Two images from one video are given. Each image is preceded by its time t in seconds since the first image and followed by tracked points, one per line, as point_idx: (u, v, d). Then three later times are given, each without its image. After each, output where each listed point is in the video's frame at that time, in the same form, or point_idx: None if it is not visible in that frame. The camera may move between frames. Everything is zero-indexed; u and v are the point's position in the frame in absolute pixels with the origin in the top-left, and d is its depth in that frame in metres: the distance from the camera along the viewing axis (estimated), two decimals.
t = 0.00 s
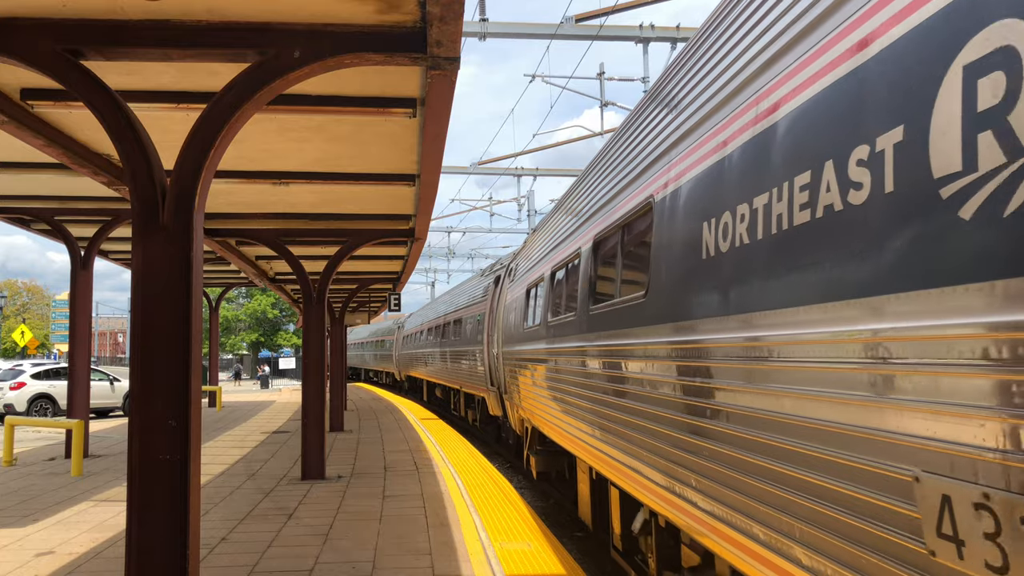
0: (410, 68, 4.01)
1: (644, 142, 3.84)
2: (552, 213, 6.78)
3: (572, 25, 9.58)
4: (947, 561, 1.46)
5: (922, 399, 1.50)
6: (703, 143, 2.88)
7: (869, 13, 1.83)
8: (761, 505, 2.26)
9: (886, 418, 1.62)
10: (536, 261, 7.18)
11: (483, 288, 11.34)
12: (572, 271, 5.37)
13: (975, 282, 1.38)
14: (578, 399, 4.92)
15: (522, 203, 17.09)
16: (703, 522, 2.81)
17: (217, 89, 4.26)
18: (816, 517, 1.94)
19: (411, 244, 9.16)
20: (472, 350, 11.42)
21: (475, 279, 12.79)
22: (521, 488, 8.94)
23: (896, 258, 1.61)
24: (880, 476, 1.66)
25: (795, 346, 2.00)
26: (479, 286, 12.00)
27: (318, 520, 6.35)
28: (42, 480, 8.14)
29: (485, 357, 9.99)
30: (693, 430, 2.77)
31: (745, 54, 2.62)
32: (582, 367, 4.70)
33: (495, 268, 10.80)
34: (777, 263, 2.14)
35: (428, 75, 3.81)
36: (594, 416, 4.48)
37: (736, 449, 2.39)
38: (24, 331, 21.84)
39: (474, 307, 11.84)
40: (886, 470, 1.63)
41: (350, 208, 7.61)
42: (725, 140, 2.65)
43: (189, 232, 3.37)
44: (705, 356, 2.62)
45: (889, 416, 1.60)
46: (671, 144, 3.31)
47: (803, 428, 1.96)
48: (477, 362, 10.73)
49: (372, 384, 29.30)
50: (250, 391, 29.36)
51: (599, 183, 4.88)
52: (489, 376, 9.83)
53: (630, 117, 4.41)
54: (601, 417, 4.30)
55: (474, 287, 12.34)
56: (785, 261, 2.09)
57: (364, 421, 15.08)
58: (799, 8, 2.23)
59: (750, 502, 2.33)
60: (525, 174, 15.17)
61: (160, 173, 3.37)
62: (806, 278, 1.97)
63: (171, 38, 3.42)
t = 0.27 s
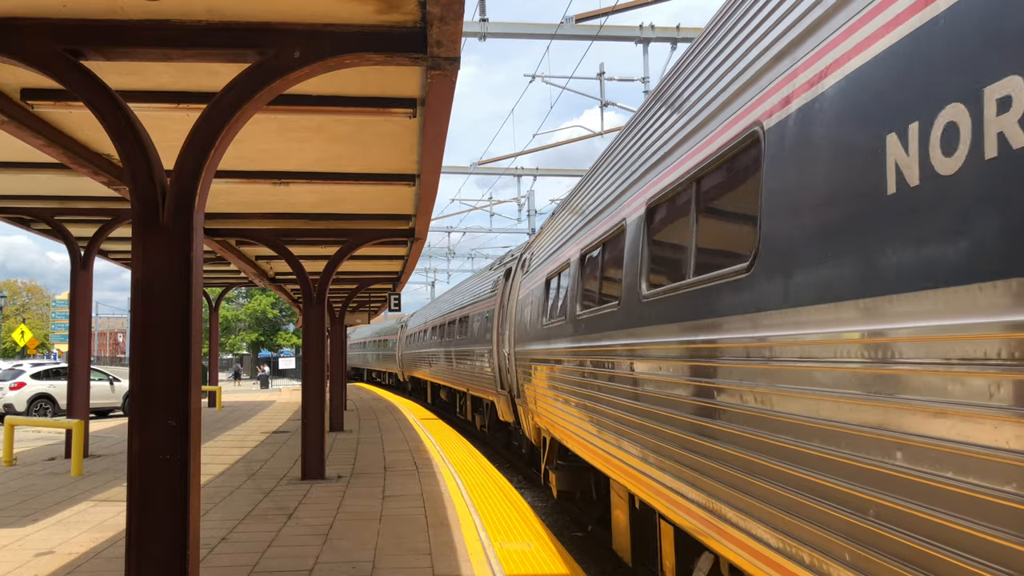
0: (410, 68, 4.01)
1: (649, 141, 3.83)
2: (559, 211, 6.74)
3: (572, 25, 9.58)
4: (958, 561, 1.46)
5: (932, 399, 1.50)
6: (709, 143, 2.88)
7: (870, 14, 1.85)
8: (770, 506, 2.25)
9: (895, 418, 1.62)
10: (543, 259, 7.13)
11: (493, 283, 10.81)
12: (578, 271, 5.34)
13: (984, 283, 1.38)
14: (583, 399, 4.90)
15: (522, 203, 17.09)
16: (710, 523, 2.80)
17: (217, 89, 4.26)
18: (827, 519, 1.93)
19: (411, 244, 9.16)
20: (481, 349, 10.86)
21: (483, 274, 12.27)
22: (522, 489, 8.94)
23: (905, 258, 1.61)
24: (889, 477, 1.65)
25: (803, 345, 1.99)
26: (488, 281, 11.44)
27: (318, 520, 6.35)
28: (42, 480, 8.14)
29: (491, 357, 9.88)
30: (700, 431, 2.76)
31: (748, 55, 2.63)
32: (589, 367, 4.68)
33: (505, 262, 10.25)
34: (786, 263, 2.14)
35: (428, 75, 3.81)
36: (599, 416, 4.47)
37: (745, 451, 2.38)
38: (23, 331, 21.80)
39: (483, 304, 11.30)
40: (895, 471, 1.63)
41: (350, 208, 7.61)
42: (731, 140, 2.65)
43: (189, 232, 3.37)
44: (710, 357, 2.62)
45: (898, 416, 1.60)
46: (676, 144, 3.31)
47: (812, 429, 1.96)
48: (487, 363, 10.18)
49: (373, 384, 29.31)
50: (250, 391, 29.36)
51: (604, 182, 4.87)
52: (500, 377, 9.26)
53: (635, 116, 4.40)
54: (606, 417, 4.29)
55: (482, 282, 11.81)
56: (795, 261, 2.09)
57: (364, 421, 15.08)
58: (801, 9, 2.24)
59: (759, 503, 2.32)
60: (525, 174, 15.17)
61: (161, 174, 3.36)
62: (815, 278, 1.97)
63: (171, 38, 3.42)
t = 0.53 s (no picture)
0: (410, 68, 4.01)
1: (656, 141, 3.83)
2: (568, 209, 6.71)
3: (572, 25, 9.58)
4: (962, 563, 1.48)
5: (940, 401, 1.50)
6: (716, 141, 2.88)
7: (878, 14, 1.85)
8: (779, 508, 2.24)
9: (903, 420, 1.62)
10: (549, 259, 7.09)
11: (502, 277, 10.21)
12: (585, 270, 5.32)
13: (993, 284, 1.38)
14: (590, 400, 4.88)
15: (521, 203, 17.09)
16: (719, 523, 2.79)
17: (217, 89, 4.26)
18: (837, 521, 1.93)
19: (411, 244, 9.16)
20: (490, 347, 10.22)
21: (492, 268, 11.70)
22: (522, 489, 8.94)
23: (912, 259, 1.61)
24: (894, 478, 1.67)
25: (810, 346, 1.99)
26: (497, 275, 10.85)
27: (318, 520, 6.35)
28: (42, 480, 8.14)
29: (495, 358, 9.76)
30: (708, 432, 2.75)
31: (755, 54, 2.63)
32: (595, 368, 4.66)
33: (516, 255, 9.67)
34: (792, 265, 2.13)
35: (428, 75, 3.82)
36: (606, 416, 4.45)
37: (754, 452, 2.37)
38: (24, 331, 21.80)
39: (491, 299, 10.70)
40: (904, 473, 1.63)
41: (350, 208, 7.61)
42: (738, 138, 2.65)
43: (188, 233, 3.38)
44: (718, 357, 2.62)
45: (906, 418, 1.60)
46: (682, 143, 3.31)
47: (822, 431, 1.95)
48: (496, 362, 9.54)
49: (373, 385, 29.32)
50: (250, 391, 29.33)
51: (611, 181, 4.88)
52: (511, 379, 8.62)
53: (643, 115, 4.40)
54: (612, 417, 4.28)
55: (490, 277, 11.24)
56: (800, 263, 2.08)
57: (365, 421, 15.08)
58: (809, 8, 2.24)
59: (768, 505, 2.31)
60: (525, 174, 15.17)
61: (160, 174, 3.37)
62: (821, 278, 1.97)
63: (171, 38, 3.42)
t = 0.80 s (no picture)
0: (410, 68, 4.01)
1: (663, 140, 3.83)
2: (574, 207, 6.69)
3: (572, 25, 9.58)
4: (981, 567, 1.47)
5: (957, 402, 1.50)
6: (722, 142, 2.90)
7: (893, 9, 1.86)
8: (790, 509, 2.23)
9: (917, 421, 1.62)
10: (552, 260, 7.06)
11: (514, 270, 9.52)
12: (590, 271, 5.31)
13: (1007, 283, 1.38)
14: (597, 400, 4.87)
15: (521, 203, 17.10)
16: (728, 523, 2.78)
17: (217, 88, 4.26)
18: (850, 523, 1.92)
19: (411, 244, 9.16)
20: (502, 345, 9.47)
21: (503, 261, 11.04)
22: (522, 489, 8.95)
23: (933, 258, 1.61)
24: (910, 481, 1.67)
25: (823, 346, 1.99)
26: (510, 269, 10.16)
27: (318, 520, 6.35)
28: (42, 480, 8.14)
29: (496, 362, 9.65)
30: (716, 433, 2.74)
31: (764, 51, 2.63)
32: (602, 368, 4.66)
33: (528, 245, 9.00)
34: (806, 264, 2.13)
35: (429, 75, 3.82)
36: (613, 416, 4.43)
37: (764, 453, 2.36)
38: (25, 331, 21.79)
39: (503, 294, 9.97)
40: (922, 476, 1.63)
41: (350, 208, 7.61)
42: (745, 138, 2.68)
43: (188, 233, 3.37)
44: (727, 358, 2.61)
45: (922, 419, 1.61)
46: (691, 142, 3.30)
47: (836, 432, 1.94)
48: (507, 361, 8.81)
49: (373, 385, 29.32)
50: (250, 391, 29.32)
51: (618, 180, 4.88)
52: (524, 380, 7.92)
53: (649, 114, 4.40)
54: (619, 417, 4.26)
55: (500, 270, 10.57)
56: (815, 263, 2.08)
57: (365, 421, 15.08)
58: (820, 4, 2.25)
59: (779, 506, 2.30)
60: (525, 174, 15.18)
61: (160, 174, 3.37)
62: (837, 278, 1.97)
63: (171, 38, 3.42)
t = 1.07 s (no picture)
0: (410, 68, 4.01)
1: (670, 142, 3.83)
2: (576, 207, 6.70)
3: (572, 25, 9.57)
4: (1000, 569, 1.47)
5: (962, 402, 1.52)
6: (730, 143, 2.90)
7: (901, 11, 1.86)
8: (805, 511, 2.23)
9: (923, 421, 1.64)
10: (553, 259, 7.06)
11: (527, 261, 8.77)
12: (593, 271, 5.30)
13: (1012, 286, 1.39)
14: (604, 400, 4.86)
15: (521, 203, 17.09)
16: (739, 523, 2.77)
17: (217, 88, 4.26)
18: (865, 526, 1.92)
19: (411, 243, 9.16)
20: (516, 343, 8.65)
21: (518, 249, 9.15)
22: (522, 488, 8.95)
23: (935, 260, 1.61)
24: (925, 482, 1.66)
25: (833, 348, 1.99)
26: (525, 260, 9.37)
27: (318, 520, 6.34)
28: (42, 480, 8.14)
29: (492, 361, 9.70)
30: (726, 434, 2.73)
31: (772, 53, 2.63)
32: (607, 367, 4.65)
33: (543, 232, 8.21)
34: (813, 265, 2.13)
35: (429, 75, 3.81)
36: (620, 416, 4.42)
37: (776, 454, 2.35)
38: (25, 330, 21.78)
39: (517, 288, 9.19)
40: (933, 475, 1.64)
41: (350, 208, 7.61)
42: (752, 140, 2.68)
43: (188, 233, 3.37)
44: (737, 359, 2.61)
45: (929, 419, 1.62)
46: (698, 144, 3.30)
47: (847, 434, 1.95)
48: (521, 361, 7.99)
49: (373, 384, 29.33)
50: (250, 391, 29.31)
51: (626, 180, 4.87)
52: (543, 381, 7.15)
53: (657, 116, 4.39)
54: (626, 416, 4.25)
55: (511, 263, 9.81)
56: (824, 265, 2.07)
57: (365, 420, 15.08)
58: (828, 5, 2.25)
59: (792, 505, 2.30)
60: (525, 174, 15.17)
61: (160, 174, 3.36)
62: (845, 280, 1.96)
63: (171, 38, 3.42)
